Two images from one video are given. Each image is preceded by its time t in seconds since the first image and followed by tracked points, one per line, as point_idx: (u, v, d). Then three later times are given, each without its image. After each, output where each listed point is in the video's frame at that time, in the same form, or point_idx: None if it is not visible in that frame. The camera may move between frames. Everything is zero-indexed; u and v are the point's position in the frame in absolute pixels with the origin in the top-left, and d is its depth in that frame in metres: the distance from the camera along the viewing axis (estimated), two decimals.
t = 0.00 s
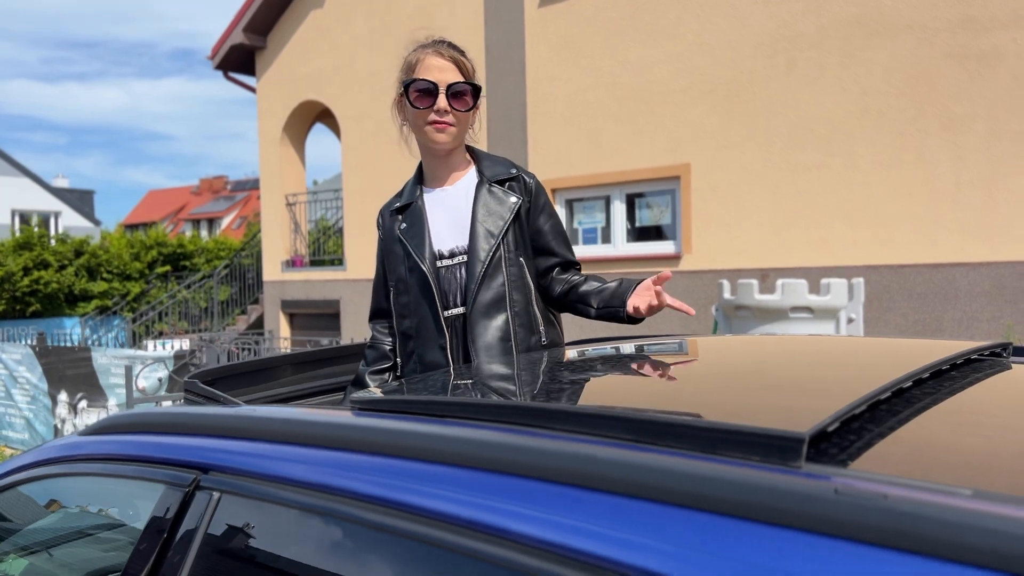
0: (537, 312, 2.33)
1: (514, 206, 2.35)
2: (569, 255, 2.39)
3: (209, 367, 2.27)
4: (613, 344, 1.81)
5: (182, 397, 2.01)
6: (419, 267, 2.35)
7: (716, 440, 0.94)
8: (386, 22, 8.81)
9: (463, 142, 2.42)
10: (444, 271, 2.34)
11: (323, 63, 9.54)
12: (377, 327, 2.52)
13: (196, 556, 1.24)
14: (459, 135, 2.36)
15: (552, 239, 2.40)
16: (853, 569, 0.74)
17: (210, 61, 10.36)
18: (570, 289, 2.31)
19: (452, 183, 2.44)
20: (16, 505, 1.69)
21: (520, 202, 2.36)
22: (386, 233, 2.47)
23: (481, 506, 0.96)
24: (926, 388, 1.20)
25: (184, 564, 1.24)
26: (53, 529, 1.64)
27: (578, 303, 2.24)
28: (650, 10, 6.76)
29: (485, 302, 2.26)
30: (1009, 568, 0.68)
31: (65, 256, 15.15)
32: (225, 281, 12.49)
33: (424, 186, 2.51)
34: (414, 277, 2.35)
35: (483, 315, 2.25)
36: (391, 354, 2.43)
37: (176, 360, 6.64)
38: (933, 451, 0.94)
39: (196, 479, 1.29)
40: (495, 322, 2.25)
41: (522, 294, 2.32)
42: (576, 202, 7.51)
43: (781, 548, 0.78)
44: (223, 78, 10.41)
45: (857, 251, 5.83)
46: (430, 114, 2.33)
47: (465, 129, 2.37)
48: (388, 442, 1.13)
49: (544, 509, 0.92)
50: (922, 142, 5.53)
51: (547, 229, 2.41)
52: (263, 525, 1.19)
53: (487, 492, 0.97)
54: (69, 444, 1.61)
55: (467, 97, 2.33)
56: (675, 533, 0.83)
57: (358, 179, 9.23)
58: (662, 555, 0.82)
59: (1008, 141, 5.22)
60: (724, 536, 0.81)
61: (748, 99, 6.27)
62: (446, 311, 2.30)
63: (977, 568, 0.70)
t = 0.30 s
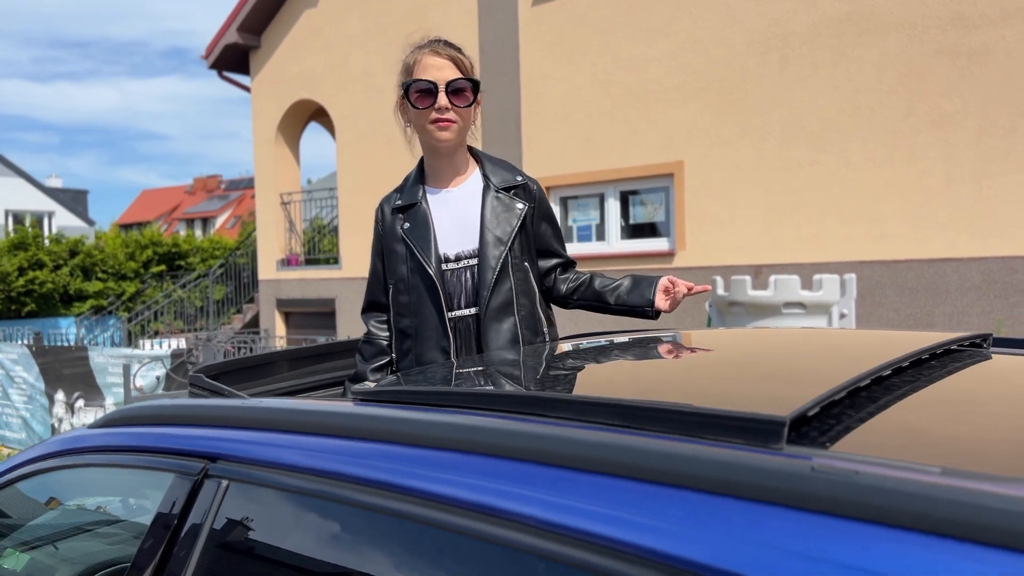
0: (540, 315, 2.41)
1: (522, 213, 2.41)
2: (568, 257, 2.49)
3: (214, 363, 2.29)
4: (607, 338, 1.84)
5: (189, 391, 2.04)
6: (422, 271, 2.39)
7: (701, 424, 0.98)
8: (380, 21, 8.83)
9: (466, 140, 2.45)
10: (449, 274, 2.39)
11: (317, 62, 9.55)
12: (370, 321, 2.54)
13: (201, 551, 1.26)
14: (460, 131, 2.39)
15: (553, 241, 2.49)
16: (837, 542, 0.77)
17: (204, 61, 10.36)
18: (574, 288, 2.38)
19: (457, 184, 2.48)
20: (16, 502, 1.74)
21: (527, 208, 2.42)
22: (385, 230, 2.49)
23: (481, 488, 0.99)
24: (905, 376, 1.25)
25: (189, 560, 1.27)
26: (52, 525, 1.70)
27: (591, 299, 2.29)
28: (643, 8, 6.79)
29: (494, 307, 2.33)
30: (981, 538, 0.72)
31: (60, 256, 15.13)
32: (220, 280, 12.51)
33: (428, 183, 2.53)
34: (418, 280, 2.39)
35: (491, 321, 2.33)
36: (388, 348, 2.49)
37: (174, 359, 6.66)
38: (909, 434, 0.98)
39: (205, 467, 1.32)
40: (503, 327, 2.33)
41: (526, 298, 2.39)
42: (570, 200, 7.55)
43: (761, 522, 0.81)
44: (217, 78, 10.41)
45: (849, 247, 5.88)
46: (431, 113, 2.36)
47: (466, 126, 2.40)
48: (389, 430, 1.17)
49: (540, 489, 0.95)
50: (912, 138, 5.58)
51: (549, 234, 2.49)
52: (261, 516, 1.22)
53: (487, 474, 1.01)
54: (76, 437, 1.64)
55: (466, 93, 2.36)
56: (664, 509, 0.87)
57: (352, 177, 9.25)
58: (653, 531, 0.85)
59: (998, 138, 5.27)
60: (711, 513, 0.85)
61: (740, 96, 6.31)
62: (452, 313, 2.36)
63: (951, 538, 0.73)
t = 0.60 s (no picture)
0: (534, 316, 2.49)
1: (528, 217, 2.48)
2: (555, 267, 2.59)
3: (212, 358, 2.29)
4: (602, 331, 1.88)
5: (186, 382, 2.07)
6: (429, 254, 2.41)
7: (678, 411, 1.03)
8: (375, 20, 8.84)
9: (475, 131, 2.49)
10: (452, 263, 2.43)
11: (312, 61, 9.56)
12: (361, 300, 2.52)
13: (196, 543, 1.29)
14: (468, 125, 2.43)
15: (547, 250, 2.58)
16: (826, 522, 0.80)
17: (200, 60, 10.36)
18: (556, 294, 2.48)
19: (467, 176, 2.52)
20: (15, 499, 1.78)
21: (533, 212, 2.50)
22: (390, 210, 2.49)
23: (482, 474, 1.02)
24: (876, 365, 1.29)
25: (184, 553, 1.30)
26: (49, 520, 1.73)
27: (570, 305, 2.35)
28: (637, 6, 6.82)
29: (496, 302, 2.38)
30: (961, 518, 0.76)
31: (56, 255, 15.10)
32: (216, 278, 12.52)
33: (436, 171, 2.57)
34: (422, 262, 2.42)
35: (492, 315, 2.39)
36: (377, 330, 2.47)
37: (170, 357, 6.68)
38: (881, 419, 1.01)
39: (202, 456, 1.36)
40: (501, 323, 2.40)
41: (522, 300, 2.46)
42: (564, 197, 7.57)
43: (751, 505, 0.85)
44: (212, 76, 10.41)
45: (841, 243, 5.92)
46: (439, 109, 2.40)
47: (473, 118, 2.43)
48: (387, 420, 1.20)
49: (539, 476, 0.98)
50: (904, 135, 5.62)
51: (544, 241, 2.58)
52: (259, 511, 1.25)
53: (487, 462, 1.03)
54: (75, 430, 1.67)
55: (471, 87, 2.39)
56: (660, 494, 0.90)
57: (348, 175, 9.27)
58: (652, 516, 0.88)
59: (988, 134, 5.32)
60: (707, 497, 0.87)
61: (733, 94, 6.35)
62: (456, 300, 2.41)
63: (933, 519, 0.77)
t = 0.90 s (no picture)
0: (528, 315, 2.50)
1: (524, 217, 2.50)
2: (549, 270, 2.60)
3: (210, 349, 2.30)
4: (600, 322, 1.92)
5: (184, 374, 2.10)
6: (424, 244, 2.46)
7: (658, 397, 1.07)
8: (374, 17, 8.86)
9: (476, 130, 2.51)
10: (446, 256, 2.46)
11: (311, 58, 9.58)
12: (358, 289, 2.57)
13: (190, 533, 1.33)
14: (468, 126, 2.46)
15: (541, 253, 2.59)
16: (817, 504, 0.83)
17: (199, 57, 10.37)
18: (544, 294, 2.52)
19: (469, 174, 2.54)
20: (16, 491, 1.81)
21: (530, 213, 2.51)
22: (390, 203, 2.54)
23: (482, 460, 1.05)
24: (852, 354, 1.33)
25: (178, 542, 1.33)
26: (49, 512, 1.77)
27: (557, 302, 2.43)
28: (635, 3, 6.84)
29: (489, 299, 2.40)
30: (948, 499, 0.79)
31: (56, 252, 15.09)
32: (216, 276, 12.55)
33: (439, 168, 2.60)
34: (417, 252, 2.45)
35: (484, 310, 2.40)
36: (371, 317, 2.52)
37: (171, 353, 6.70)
38: (859, 406, 1.04)
39: (198, 442, 1.39)
40: (494, 319, 2.40)
41: (515, 299, 2.47)
42: (563, 193, 7.59)
43: (743, 488, 0.87)
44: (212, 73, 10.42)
45: (838, 239, 5.95)
46: (437, 112, 2.43)
47: (472, 119, 2.46)
48: (386, 407, 1.22)
49: (538, 461, 1.00)
50: (900, 132, 5.64)
51: (541, 244, 2.59)
52: (260, 504, 1.28)
53: (478, 446, 1.07)
54: (74, 420, 1.70)
55: (467, 89, 2.41)
56: (656, 478, 0.92)
57: (347, 172, 9.29)
58: (649, 499, 0.90)
59: (984, 131, 5.34)
60: (688, 477, 0.91)
61: (731, 90, 6.36)
62: (448, 292, 2.43)
63: (922, 499, 0.80)
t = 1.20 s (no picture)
0: (524, 301, 2.51)
1: (513, 203, 2.48)
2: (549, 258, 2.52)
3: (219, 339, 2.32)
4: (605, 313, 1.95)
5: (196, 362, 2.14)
6: (419, 235, 2.53)
7: (662, 377, 1.09)
8: (378, 13, 8.88)
9: (471, 121, 2.54)
10: (439, 246, 2.51)
11: (316, 54, 9.61)
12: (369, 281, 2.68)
13: (202, 523, 1.36)
14: (460, 115, 2.49)
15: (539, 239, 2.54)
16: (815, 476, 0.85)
17: (204, 54, 10.41)
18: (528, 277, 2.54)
19: (462, 164, 2.58)
20: (27, 481, 1.85)
21: (520, 198, 2.49)
22: (394, 195, 2.63)
23: (490, 438, 1.07)
24: (847, 340, 1.36)
25: (190, 532, 1.36)
26: (60, 501, 1.80)
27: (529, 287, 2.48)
28: None
29: (477, 286, 2.43)
30: (942, 471, 0.81)
31: (63, 248, 15.17)
32: (222, 272, 12.61)
33: (437, 158, 2.66)
34: (413, 242, 2.53)
35: (473, 298, 2.43)
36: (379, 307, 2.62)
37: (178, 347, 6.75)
38: (851, 387, 1.07)
39: (213, 425, 1.42)
40: (483, 306, 2.43)
41: (505, 287, 2.47)
42: (567, 189, 7.61)
43: (743, 462, 0.89)
44: (217, 70, 10.47)
45: (842, 235, 5.96)
46: (430, 100, 2.48)
47: (465, 109, 2.49)
48: (394, 389, 1.25)
49: (548, 438, 1.03)
50: (904, 127, 5.65)
51: (539, 229, 2.55)
52: (268, 492, 1.31)
53: (488, 425, 1.09)
54: (82, 408, 1.73)
55: (461, 80, 2.45)
56: (662, 453, 0.94)
57: (352, 168, 9.33)
58: (656, 474, 0.92)
59: (987, 126, 5.35)
60: (694, 451, 0.93)
61: (735, 86, 6.38)
62: (440, 280, 2.47)
63: (925, 472, 0.81)
